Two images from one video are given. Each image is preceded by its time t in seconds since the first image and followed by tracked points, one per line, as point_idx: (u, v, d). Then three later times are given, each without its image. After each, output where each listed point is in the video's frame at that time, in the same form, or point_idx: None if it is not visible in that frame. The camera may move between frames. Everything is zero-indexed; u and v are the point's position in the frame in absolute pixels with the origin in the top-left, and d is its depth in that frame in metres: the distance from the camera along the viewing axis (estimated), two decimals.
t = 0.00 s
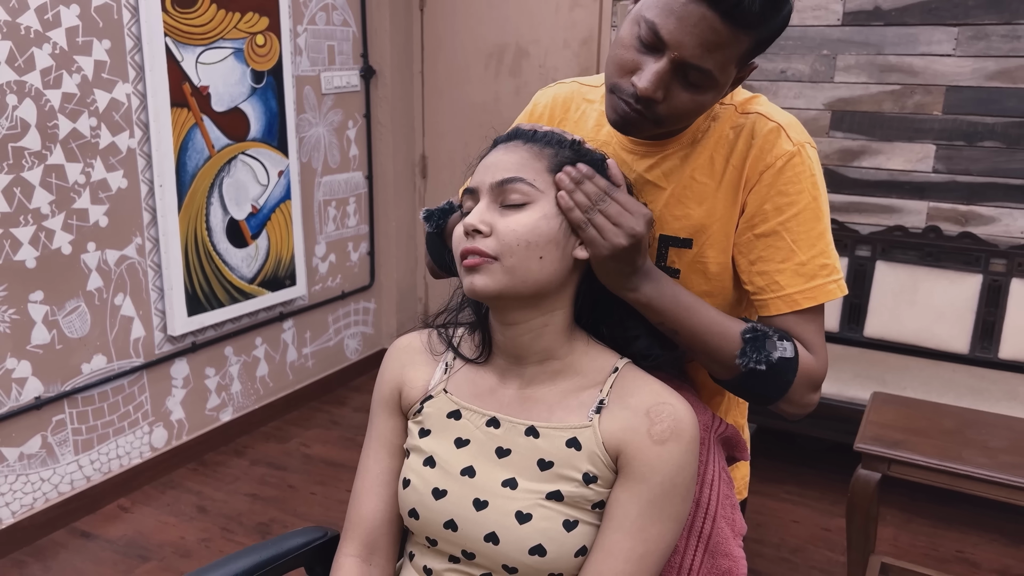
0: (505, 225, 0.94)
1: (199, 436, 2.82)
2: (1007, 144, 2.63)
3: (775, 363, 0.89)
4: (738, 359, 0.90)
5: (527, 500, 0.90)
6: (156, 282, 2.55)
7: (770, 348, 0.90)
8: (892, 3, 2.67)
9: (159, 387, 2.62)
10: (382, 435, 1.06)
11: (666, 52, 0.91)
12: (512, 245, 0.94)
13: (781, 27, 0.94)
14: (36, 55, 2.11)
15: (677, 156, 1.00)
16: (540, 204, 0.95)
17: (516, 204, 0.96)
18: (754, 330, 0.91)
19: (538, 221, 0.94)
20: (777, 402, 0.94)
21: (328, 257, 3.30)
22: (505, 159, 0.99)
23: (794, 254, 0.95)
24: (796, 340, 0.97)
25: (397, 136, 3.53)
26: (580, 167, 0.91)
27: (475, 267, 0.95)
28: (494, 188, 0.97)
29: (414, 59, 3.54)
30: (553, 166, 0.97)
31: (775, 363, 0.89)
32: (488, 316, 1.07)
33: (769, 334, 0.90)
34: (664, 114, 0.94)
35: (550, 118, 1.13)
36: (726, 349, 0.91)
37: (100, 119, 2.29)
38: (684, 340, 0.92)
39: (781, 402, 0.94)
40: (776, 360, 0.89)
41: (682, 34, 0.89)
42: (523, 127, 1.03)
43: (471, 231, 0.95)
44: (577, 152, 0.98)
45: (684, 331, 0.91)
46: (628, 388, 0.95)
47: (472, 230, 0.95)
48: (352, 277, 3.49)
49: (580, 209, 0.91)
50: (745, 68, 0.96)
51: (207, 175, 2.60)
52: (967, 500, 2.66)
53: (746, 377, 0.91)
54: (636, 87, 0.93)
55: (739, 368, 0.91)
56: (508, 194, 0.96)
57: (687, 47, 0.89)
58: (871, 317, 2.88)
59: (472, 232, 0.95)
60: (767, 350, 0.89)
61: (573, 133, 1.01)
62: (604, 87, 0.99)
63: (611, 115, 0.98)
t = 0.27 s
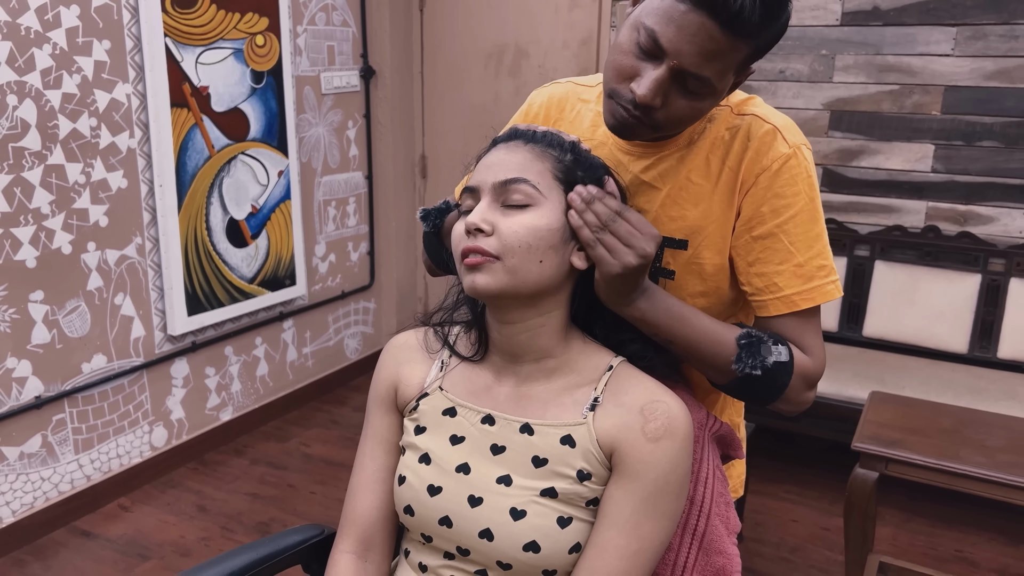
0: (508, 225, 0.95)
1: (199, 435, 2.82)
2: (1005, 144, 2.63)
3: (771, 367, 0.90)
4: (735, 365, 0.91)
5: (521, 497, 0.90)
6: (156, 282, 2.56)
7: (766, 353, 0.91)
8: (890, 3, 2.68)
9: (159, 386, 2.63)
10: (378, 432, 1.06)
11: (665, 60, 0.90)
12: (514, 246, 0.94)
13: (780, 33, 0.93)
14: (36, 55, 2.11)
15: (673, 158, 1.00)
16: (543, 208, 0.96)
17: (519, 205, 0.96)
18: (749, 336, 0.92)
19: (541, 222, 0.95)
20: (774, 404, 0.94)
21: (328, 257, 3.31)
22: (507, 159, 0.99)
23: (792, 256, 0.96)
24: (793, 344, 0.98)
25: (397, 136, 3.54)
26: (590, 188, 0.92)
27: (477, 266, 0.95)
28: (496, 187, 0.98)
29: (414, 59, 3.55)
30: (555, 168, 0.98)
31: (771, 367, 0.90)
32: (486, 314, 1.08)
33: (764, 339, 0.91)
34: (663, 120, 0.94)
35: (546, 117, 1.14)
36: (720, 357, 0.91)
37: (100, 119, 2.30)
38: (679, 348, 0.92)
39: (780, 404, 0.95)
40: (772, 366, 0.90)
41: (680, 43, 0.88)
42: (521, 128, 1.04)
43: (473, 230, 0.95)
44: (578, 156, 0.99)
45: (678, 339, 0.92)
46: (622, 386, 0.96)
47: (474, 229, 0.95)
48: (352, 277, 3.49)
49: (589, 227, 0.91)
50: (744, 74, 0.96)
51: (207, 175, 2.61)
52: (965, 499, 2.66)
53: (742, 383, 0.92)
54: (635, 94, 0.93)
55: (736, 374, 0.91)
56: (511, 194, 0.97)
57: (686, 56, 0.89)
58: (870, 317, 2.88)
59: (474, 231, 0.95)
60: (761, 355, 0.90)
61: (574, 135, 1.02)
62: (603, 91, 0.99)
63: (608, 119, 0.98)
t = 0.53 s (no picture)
0: (497, 228, 0.94)
1: (199, 437, 2.82)
2: (1006, 145, 2.62)
3: (767, 371, 0.89)
4: (730, 368, 0.90)
5: (518, 502, 0.90)
6: (156, 283, 2.56)
7: (761, 356, 0.90)
8: (891, 5, 2.68)
9: (158, 388, 2.63)
10: (374, 435, 1.06)
11: (669, 65, 0.89)
12: (503, 247, 0.94)
13: (784, 38, 0.92)
14: (35, 57, 2.11)
15: (672, 159, 1.00)
16: (531, 207, 0.95)
17: (508, 207, 0.96)
18: (745, 339, 0.91)
19: (529, 224, 0.94)
20: (771, 408, 0.94)
21: (328, 259, 3.30)
22: (500, 161, 0.99)
23: (789, 258, 0.95)
24: (788, 344, 0.97)
25: (397, 137, 3.53)
26: (569, 181, 0.90)
27: (468, 268, 0.95)
28: (487, 190, 0.97)
29: (414, 61, 3.55)
30: (546, 169, 0.97)
31: (767, 371, 0.89)
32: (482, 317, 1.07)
33: (760, 342, 0.91)
34: (666, 124, 0.93)
35: (544, 119, 1.14)
36: (716, 360, 0.91)
37: (99, 121, 2.30)
38: (676, 350, 0.92)
39: (775, 408, 0.94)
40: (768, 369, 0.89)
41: (685, 48, 0.87)
42: (518, 130, 1.03)
43: (464, 232, 0.95)
44: (573, 155, 0.98)
45: (674, 341, 0.91)
46: (620, 390, 0.95)
47: (464, 231, 0.95)
48: (353, 278, 3.49)
49: (569, 225, 0.91)
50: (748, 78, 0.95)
51: (206, 176, 2.61)
52: (966, 501, 2.66)
53: (739, 386, 0.91)
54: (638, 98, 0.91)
55: (731, 377, 0.91)
56: (501, 196, 0.96)
57: (690, 61, 0.87)
58: (871, 318, 2.88)
59: (464, 233, 0.95)
60: (757, 359, 0.89)
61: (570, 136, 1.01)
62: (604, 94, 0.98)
63: (611, 123, 0.98)
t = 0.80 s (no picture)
0: (497, 233, 0.94)
1: (197, 438, 2.82)
2: (1005, 146, 2.62)
3: (756, 378, 0.89)
4: (721, 374, 0.91)
5: (511, 507, 0.90)
6: (154, 285, 2.55)
7: (751, 363, 0.90)
8: (890, 6, 2.67)
9: (157, 390, 2.63)
10: (367, 440, 1.06)
11: (658, 78, 0.89)
12: (503, 254, 0.94)
13: (775, 48, 0.91)
14: (33, 59, 2.11)
15: (665, 167, 1.00)
16: (533, 215, 0.96)
17: (508, 213, 0.96)
18: (735, 346, 0.91)
19: (531, 230, 0.95)
20: (762, 413, 0.94)
21: (327, 260, 3.30)
22: (498, 167, 0.99)
23: (782, 265, 0.95)
24: (782, 354, 0.97)
25: (396, 138, 3.53)
26: (584, 196, 0.92)
27: (466, 274, 0.95)
28: (486, 195, 0.97)
29: (413, 62, 3.55)
30: (546, 177, 0.98)
31: (756, 378, 0.90)
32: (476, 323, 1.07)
33: (750, 349, 0.91)
34: (656, 136, 0.94)
35: (537, 124, 1.14)
36: (707, 367, 0.91)
37: (98, 123, 2.30)
38: (666, 356, 0.92)
39: (767, 413, 0.94)
40: (757, 375, 0.90)
41: (673, 62, 0.87)
42: (511, 136, 1.04)
43: (463, 237, 0.95)
44: (569, 162, 0.98)
45: (664, 347, 0.92)
46: (613, 396, 0.95)
47: (463, 236, 0.95)
48: (352, 279, 3.49)
49: (582, 235, 0.90)
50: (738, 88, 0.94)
51: (205, 178, 2.61)
52: (965, 503, 2.66)
53: (729, 392, 0.91)
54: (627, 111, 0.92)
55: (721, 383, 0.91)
56: (501, 202, 0.97)
57: (678, 75, 0.88)
58: (870, 320, 2.87)
59: (463, 239, 0.95)
60: (747, 365, 0.90)
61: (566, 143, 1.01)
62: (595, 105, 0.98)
63: (601, 134, 0.99)
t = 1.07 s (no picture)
0: (472, 236, 0.94)
1: (195, 439, 2.82)
2: (1003, 147, 2.62)
3: (753, 382, 0.89)
4: (716, 380, 0.90)
5: (499, 511, 0.90)
6: (152, 286, 2.56)
7: (747, 367, 0.90)
8: (888, 6, 2.67)
9: (155, 390, 2.63)
10: (357, 443, 1.06)
11: (652, 81, 0.89)
12: (476, 256, 0.94)
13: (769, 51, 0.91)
14: (31, 60, 2.11)
15: (658, 169, 1.00)
16: (507, 217, 0.95)
17: (484, 215, 0.96)
18: (731, 350, 0.91)
19: (503, 233, 0.94)
20: (758, 416, 0.94)
21: (325, 260, 3.31)
22: (479, 169, 0.99)
23: (774, 266, 0.95)
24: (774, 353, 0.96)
25: (395, 138, 3.53)
26: (540, 201, 0.90)
27: (443, 276, 0.95)
28: (464, 198, 0.98)
29: (412, 62, 3.55)
30: (525, 178, 0.98)
31: (753, 382, 0.89)
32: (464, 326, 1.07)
33: (745, 353, 0.90)
34: (649, 138, 0.94)
35: (531, 125, 1.14)
36: (702, 372, 0.91)
37: (95, 123, 2.30)
38: (662, 364, 0.92)
39: (764, 416, 0.94)
40: (753, 379, 0.89)
41: (667, 65, 0.87)
42: (501, 137, 1.04)
43: (440, 240, 0.95)
44: (553, 163, 1.00)
45: (659, 355, 0.91)
46: (602, 399, 0.95)
47: (441, 239, 0.95)
48: (351, 280, 3.49)
49: (543, 248, 0.90)
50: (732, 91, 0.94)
51: (203, 178, 2.61)
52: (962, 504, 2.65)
53: (725, 398, 0.91)
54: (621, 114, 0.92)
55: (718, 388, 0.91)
56: (478, 205, 0.97)
57: (672, 78, 0.87)
58: (868, 321, 2.87)
59: (440, 241, 0.96)
60: (743, 370, 0.89)
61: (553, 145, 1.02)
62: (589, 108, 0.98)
63: (595, 137, 0.99)
